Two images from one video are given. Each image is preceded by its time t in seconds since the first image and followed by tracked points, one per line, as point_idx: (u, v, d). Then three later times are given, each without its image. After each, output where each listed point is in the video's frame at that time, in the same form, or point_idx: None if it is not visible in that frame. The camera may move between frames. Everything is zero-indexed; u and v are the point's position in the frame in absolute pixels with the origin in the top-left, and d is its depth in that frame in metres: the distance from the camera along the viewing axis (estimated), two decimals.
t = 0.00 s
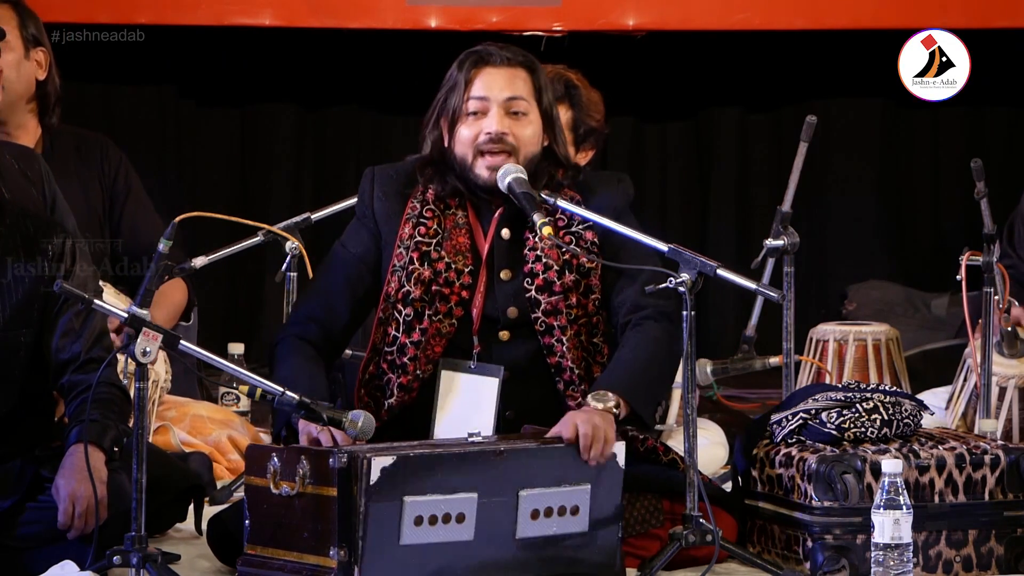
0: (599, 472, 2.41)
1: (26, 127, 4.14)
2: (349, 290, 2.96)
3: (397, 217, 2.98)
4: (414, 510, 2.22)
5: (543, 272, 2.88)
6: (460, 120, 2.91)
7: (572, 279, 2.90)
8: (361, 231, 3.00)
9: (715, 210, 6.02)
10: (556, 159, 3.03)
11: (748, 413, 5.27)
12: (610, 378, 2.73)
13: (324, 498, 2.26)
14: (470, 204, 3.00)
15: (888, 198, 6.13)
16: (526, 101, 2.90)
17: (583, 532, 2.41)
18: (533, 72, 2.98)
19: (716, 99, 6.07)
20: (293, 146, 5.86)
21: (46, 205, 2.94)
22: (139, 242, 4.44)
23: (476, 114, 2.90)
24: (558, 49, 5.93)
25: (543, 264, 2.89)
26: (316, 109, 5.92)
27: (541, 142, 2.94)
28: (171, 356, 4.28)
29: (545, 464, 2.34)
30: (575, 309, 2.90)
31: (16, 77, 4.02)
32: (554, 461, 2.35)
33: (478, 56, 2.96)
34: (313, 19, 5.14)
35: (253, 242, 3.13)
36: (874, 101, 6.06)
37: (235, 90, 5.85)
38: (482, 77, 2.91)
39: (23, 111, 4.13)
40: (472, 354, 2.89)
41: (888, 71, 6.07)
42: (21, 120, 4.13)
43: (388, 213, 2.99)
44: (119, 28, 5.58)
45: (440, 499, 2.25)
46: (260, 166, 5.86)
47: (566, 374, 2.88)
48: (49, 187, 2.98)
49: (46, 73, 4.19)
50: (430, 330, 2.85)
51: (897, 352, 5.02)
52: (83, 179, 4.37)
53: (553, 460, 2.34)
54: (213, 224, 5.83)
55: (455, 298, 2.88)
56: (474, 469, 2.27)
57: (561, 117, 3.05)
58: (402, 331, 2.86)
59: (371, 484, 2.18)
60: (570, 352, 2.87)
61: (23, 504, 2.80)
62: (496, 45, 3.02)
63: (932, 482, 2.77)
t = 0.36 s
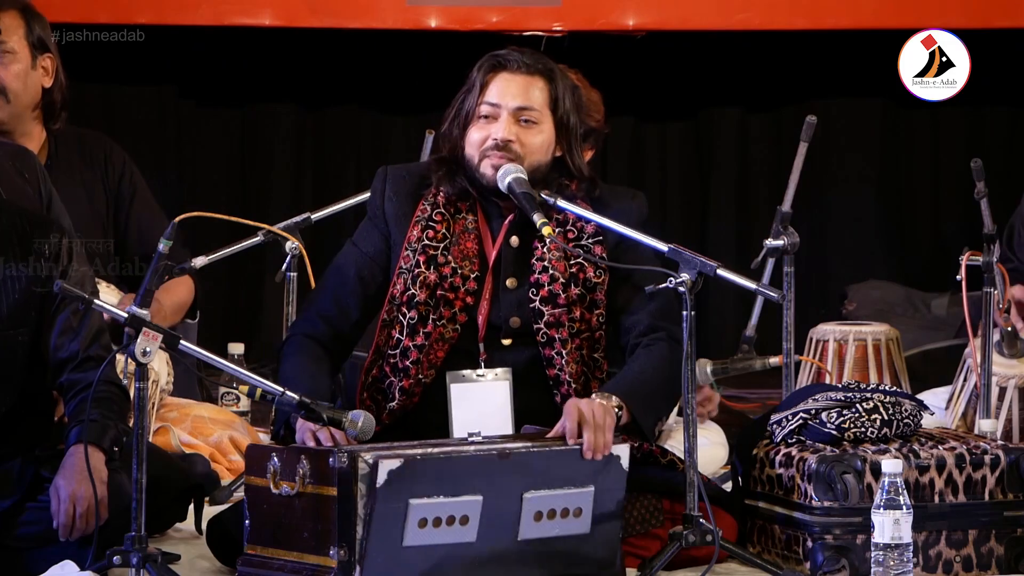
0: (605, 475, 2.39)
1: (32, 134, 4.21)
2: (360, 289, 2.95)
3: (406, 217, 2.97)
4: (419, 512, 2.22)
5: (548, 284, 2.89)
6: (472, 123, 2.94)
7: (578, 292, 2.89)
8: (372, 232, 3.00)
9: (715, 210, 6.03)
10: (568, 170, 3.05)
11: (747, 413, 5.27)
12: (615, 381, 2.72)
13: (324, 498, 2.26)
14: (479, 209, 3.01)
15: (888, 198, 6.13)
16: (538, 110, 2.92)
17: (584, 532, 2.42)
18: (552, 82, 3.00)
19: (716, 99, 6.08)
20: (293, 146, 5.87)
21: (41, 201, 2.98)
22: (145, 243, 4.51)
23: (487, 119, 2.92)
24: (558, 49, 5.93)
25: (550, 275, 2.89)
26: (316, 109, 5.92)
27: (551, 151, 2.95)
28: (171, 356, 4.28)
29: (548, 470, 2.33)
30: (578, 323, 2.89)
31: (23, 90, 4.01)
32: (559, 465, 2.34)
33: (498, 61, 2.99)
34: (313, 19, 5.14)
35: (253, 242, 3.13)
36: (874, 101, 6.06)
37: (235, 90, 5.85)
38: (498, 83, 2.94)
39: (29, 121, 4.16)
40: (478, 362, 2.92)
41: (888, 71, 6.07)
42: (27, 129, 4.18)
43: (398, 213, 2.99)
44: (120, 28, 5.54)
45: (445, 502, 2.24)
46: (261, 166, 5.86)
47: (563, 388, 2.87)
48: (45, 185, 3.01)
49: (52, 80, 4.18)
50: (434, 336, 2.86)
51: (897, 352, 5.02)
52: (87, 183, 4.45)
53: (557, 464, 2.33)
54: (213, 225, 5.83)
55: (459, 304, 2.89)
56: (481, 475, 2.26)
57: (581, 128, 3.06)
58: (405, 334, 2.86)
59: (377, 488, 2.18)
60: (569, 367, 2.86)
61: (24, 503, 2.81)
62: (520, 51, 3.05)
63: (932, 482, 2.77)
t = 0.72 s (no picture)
0: (609, 481, 2.40)
1: (22, 134, 4.22)
2: (355, 284, 2.95)
3: (404, 216, 2.97)
4: (424, 518, 2.21)
5: (545, 284, 2.89)
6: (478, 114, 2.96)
7: (574, 293, 2.90)
8: (369, 228, 3.00)
9: (715, 209, 6.03)
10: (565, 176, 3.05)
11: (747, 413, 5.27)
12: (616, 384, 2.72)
13: (324, 498, 2.26)
14: (476, 207, 3.01)
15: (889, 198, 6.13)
16: (544, 110, 2.93)
17: (588, 537, 2.42)
18: (563, 87, 3.02)
19: (716, 99, 6.08)
20: (293, 146, 5.87)
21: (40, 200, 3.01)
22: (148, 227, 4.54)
23: (493, 112, 2.93)
24: (558, 49, 5.93)
25: (546, 275, 2.89)
26: (316, 108, 5.93)
27: (553, 153, 2.97)
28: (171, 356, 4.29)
29: (554, 477, 2.32)
30: (574, 324, 2.90)
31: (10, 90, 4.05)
32: (564, 471, 2.33)
33: (514, 60, 3.01)
34: (313, 19, 5.14)
35: (253, 242, 3.13)
36: (874, 101, 6.06)
37: (235, 90, 5.85)
38: (509, 80, 2.96)
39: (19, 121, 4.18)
40: (480, 362, 2.91)
41: (888, 71, 6.07)
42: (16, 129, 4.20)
43: (396, 211, 2.99)
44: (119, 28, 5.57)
45: (450, 507, 2.23)
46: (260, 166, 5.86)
47: (560, 388, 2.88)
48: (43, 185, 3.04)
49: (41, 79, 4.18)
50: (430, 334, 2.86)
51: (897, 351, 5.02)
52: (81, 180, 4.44)
53: (562, 470, 2.33)
54: (213, 224, 5.83)
55: (456, 303, 2.89)
56: (489, 481, 2.25)
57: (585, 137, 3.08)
58: (402, 333, 2.86)
59: (385, 494, 2.15)
60: (566, 366, 2.87)
61: (23, 504, 2.81)
62: (536, 53, 3.07)
63: (932, 482, 2.77)
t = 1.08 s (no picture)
0: (603, 473, 2.39)
1: (23, 133, 4.21)
2: (353, 287, 2.95)
3: (401, 213, 2.96)
4: (417, 510, 2.22)
5: (548, 262, 2.89)
6: (466, 103, 2.93)
7: (578, 269, 2.90)
8: (366, 230, 2.98)
9: (715, 209, 6.03)
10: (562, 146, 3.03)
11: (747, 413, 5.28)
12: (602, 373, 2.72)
13: (324, 498, 2.26)
14: (475, 201, 3.00)
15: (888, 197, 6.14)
16: (530, 81, 2.94)
17: (583, 532, 2.40)
18: (530, 59, 3.02)
19: (716, 99, 6.07)
20: (293, 146, 5.87)
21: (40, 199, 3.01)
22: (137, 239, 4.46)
23: (483, 96, 2.92)
24: (558, 49, 5.93)
25: (548, 254, 2.90)
26: (316, 108, 5.93)
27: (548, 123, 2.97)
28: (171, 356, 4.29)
29: (546, 466, 2.33)
30: (581, 299, 2.90)
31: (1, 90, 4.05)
32: (550, 463, 2.33)
33: (477, 43, 2.99)
34: (313, 19, 5.14)
35: (253, 242, 3.13)
36: (874, 101, 6.06)
37: (235, 90, 5.85)
38: (486, 62, 2.94)
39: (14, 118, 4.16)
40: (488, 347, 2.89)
41: (888, 71, 6.07)
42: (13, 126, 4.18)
43: (393, 209, 2.97)
44: (119, 28, 5.51)
45: (442, 499, 2.24)
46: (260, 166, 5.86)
47: (572, 364, 2.89)
48: (43, 185, 3.03)
49: (41, 77, 4.20)
50: (432, 321, 2.86)
51: (897, 352, 5.02)
52: (81, 177, 4.38)
53: (553, 456, 2.33)
54: (213, 224, 5.83)
55: (458, 290, 2.88)
56: (476, 468, 2.26)
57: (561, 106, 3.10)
58: (404, 322, 2.86)
59: (372, 484, 2.18)
60: (576, 342, 2.88)
61: (24, 504, 2.81)
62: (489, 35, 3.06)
63: (932, 482, 2.77)
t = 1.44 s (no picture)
0: (608, 481, 2.41)
1: (27, 133, 4.19)
2: (349, 287, 2.95)
3: (396, 216, 2.97)
4: (423, 518, 2.22)
5: (538, 279, 2.89)
6: (466, 115, 2.92)
7: (568, 287, 2.89)
8: (361, 230, 2.99)
9: (715, 210, 6.03)
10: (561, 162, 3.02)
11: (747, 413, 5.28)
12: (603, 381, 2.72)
13: (324, 498, 2.26)
14: (468, 206, 3.01)
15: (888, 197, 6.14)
16: (535, 102, 2.91)
17: (587, 536, 2.43)
18: (545, 74, 2.99)
19: (716, 99, 6.07)
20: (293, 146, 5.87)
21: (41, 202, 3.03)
22: (136, 240, 4.45)
23: (483, 111, 2.90)
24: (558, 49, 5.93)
25: (539, 270, 2.90)
26: (316, 108, 5.92)
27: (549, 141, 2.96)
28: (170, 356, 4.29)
29: (551, 473, 2.32)
30: (569, 317, 2.89)
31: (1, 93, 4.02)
32: (559, 471, 2.33)
33: (491, 54, 2.97)
34: (313, 19, 5.14)
35: (253, 242, 3.12)
36: (874, 101, 6.06)
37: (235, 90, 5.85)
38: (494, 75, 2.92)
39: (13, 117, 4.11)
40: (475, 358, 2.90)
41: (888, 71, 6.07)
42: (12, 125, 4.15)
43: (388, 212, 2.98)
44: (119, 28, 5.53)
45: (450, 507, 2.24)
46: (260, 166, 5.85)
47: (558, 382, 2.89)
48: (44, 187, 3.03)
49: (46, 77, 4.20)
50: (425, 332, 2.86)
51: (897, 352, 5.02)
52: (82, 177, 4.38)
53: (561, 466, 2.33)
54: (212, 224, 5.83)
55: (449, 300, 2.89)
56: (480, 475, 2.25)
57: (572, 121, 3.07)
58: (397, 331, 2.86)
59: (382, 495, 2.16)
60: (562, 360, 2.87)
61: (24, 504, 2.81)
62: (510, 44, 3.03)
63: (932, 482, 2.77)
